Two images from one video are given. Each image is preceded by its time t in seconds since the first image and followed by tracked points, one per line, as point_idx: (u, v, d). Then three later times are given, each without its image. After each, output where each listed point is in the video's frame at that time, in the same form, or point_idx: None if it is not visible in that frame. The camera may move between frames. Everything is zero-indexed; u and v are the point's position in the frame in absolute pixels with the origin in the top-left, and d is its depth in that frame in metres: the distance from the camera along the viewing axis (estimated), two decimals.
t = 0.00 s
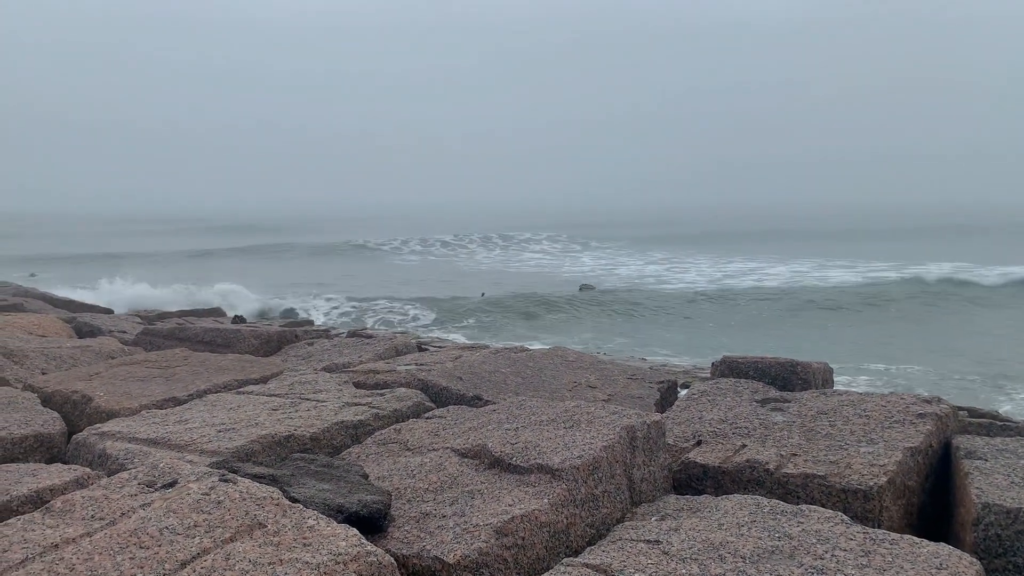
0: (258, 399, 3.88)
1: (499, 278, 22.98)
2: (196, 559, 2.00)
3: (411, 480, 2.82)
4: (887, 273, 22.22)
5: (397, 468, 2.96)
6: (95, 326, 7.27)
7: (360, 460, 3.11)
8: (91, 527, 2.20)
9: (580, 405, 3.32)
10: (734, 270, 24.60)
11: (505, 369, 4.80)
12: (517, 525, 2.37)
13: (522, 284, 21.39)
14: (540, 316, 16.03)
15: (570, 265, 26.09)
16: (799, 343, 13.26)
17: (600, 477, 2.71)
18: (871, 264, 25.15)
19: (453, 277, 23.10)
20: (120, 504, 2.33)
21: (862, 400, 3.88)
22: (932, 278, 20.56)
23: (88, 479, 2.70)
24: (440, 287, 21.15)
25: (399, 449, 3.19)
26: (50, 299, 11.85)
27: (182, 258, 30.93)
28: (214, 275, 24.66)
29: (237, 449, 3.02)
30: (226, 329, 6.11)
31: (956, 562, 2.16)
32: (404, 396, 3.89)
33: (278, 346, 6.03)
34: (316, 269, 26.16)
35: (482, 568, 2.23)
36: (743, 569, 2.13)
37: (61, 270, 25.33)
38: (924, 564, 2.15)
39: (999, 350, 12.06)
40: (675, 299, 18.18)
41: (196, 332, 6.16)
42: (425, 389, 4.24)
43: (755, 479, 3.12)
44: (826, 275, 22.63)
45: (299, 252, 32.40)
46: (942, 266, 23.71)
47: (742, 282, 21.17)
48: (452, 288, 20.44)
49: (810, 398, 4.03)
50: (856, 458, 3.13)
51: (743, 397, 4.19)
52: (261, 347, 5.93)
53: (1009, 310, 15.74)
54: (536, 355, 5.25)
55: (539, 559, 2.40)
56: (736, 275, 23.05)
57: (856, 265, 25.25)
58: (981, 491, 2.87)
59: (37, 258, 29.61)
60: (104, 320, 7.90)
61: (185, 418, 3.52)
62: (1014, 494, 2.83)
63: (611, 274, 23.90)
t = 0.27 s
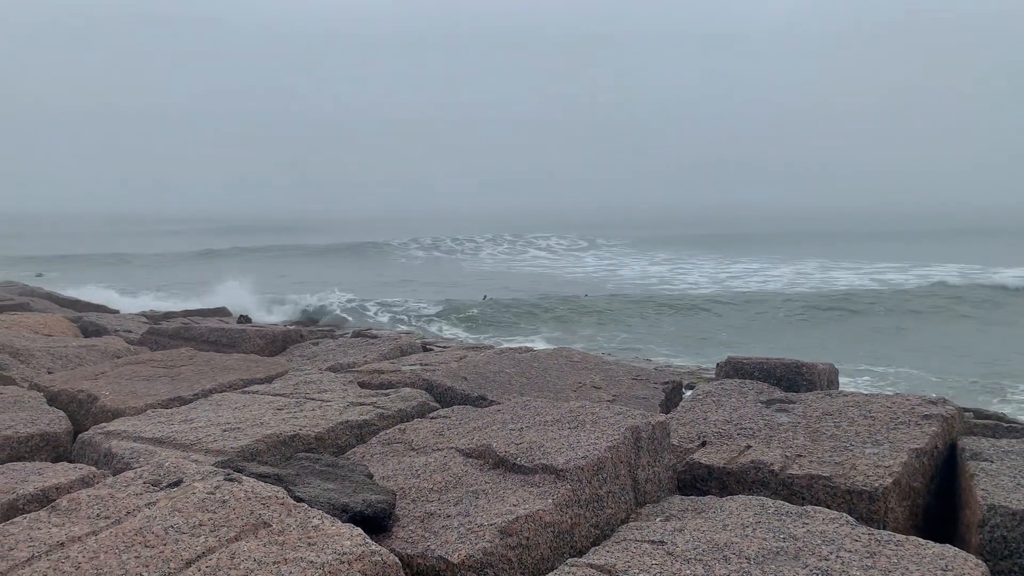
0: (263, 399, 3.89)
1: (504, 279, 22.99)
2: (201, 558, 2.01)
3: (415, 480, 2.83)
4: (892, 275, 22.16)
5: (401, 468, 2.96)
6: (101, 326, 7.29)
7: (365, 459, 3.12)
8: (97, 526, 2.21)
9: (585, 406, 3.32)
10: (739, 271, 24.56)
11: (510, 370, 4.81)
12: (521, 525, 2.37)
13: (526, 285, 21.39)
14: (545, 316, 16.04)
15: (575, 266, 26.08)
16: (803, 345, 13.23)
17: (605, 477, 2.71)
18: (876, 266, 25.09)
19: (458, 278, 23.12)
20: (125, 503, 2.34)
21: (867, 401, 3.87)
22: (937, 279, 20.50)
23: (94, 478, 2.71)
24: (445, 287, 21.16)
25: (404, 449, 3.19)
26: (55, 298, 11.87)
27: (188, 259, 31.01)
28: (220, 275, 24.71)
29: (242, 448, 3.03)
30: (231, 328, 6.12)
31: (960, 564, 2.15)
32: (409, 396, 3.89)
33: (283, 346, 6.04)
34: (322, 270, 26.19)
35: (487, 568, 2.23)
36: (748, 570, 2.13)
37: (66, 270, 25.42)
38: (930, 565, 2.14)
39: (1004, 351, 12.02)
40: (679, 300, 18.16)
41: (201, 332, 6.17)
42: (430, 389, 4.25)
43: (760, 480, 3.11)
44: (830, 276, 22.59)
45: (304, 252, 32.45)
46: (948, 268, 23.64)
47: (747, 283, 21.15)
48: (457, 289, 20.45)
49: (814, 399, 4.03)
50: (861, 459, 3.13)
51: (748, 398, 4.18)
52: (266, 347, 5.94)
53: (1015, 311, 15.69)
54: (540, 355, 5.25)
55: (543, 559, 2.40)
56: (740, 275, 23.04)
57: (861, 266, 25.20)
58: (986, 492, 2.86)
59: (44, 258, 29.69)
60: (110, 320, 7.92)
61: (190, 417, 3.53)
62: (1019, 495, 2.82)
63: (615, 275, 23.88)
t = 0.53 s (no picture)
0: (267, 397, 3.89)
1: (508, 279, 22.98)
2: (205, 556, 2.01)
3: (419, 479, 2.83)
4: (897, 276, 22.12)
5: (405, 467, 2.97)
6: (105, 325, 7.30)
7: (370, 458, 3.12)
8: (102, 524, 2.21)
9: (589, 405, 3.31)
10: (743, 271, 24.53)
11: (514, 369, 4.81)
12: (526, 524, 2.37)
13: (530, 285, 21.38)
14: (549, 316, 16.02)
15: (579, 266, 26.07)
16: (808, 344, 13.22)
17: (609, 477, 2.71)
18: (880, 266, 25.06)
19: (462, 278, 23.10)
20: (130, 501, 2.35)
21: (872, 401, 3.87)
22: (942, 280, 20.45)
23: (99, 476, 2.72)
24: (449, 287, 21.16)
25: (408, 448, 3.19)
26: (61, 298, 11.89)
27: (193, 258, 31.04)
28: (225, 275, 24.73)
29: (246, 447, 3.03)
30: (236, 328, 6.13)
31: (965, 564, 2.15)
32: (413, 395, 3.90)
33: (287, 345, 6.04)
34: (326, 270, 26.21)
35: (491, 567, 2.23)
36: (752, 569, 2.13)
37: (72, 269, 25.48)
38: (935, 565, 2.14)
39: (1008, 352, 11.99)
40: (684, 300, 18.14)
41: (206, 332, 6.18)
42: (433, 389, 4.25)
43: (764, 480, 3.11)
44: (834, 277, 22.55)
45: (308, 251, 32.50)
46: (953, 269, 23.59)
47: (752, 283, 21.12)
48: (462, 289, 20.46)
49: (819, 399, 4.02)
50: (866, 459, 3.12)
51: (752, 398, 4.18)
52: (270, 346, 5.95)
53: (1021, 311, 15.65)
54: (544, 355, 5.25)
55: (547, 558, 2.41)
56: (745, 276, 23.00)
57: (866, 266, 25.16)
58: (992, 493, 2.85)
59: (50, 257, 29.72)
60: (114, 319, 7.93)
61: (195, 416, 3.53)
62: None
63: (619, 275, 23.87)
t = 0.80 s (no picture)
0: (269, 394, 3.90)
1: (510, 277, 22.97)
2: (207, 552, 2.01)
3: (421, 476, 2.83)
4: (899, 275, 22.07)
5: (407, 464, 2.97)
6: (108, 322, 7.31)
7: (371, 455, 3.12)
8: (104, 520, 2.22)
9: (591, 403, 3.31)
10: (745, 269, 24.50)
11: (515, 367, 4.80)
12: (528, 521, 2.37)
13: (532, 283, 21.37)
14: (551, 314, 16.01)
15: (581, 264, 26.05)
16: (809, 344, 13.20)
17: (610, 474, 2.70)
18: (882, 265, 25.01)
19: (464, 276, 23.10)
20: (132, 497, 2.35)
21: (874, 399, 3.86)
22: (945, 280, 20.41)
23: (102, 473, 2.72)
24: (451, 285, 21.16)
25: (410, 445, 3.19)
26: (64, 294, 11.90)
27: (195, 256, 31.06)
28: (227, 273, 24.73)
29: (248, 443, 3.04)
30: (238, 325, 6.13)
31: (967, 562, 2.15)
32: (415, 392, 3.90)
33: (289, 343, 6.04)
34: (328, 267, 26.20)
35: (492, 563, 2.23)
36: (753, 566, 2.13)
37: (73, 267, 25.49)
38: (937, 563, 2.13)
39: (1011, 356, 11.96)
40: (686, 298, 18.12)
41: (208, 329, 6.19)
42: (435, 386, 4.25)
43: (766, 478, 3.11)
44: (836, 276, 22.51)
45: (309, 249, 32.50)
46: (955, 268, 23.53)
47: (754, 282, 21.10)
48: (464, 287, 20.45)
49: (821, 397, 4.02)
50: (868, 457, 3.12)
51: (754, 395, 4.17)
52: (272, 343, 5.95)
53: None
54: (546, 352, 5.24)
55: (549, 555, 2.40)
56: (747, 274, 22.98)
57: (867, 265, 25.12)
58: (994, 491, 2.85)
59: (52, 254, 29.74)
60: (116, 316, 7.93)
61: (197, 413, 3.54)
62: None
63: (622, 273, 23.86)
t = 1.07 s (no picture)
0: (270, 389, 3.90)
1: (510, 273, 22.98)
2: (206, 546, 2.01)
3: (421, 471, 2.83)
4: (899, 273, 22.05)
5: (407, 459, 2.97)
6: (109, 317, 7.31)
7: (371, 450, 3.13)
8: (104, 514, 2.22)
9: (591, 399, 3.31)
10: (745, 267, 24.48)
11: (516, 363, 4.81)
12: (527, 516, 2.38)
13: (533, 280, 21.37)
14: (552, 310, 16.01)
15: (582, 260, 26.04)
16: (809, 341, 13.19)
17: (610, 470, 2.71)
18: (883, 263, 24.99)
19: (464, 273, 23.10)
20: (132, 491, 2.35)
21: (874, 396, 3.86)
22: (945, 279, 20.37)
23: (102, 467, 2.72)
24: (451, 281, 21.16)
25: (410, 441, 3.19)
26: (64, 290, 11.91)
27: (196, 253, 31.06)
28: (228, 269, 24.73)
29: (248, 438, 3.04)
30: (238, 320, 6.13)
31: (966, 559, 2.15)
32: (415, 388, 3.90)
33: (289, 338, 6.04)
34: (329, 263, 26.20)
35: (491, 559, 2.23)
36: (752, 562, 2.13)
37: (74, 263, 25.50)
38: (936, 560, 2.14)
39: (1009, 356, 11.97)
40: (686, 295, 18.12)
41: (208, 324, 6.19)
42: (435, 382, 4.25)
43: (765, 474, 3.11)
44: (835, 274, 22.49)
45: (309, 246, 32.49)
46: (956, 267, 23.50)
47: (755, 280, 21.10)
48: (464, 284, 20.45)
49: (821, 394, 4.02)
50: (867, 453, 3.12)
51: (754, 392, 4.17)
52: (272, 339, 5.95)
53: None
54: (546, 349, 5.24)
55: (548, 550, 2.41)
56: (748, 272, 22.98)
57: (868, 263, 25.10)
58: (993, 488, 2.85)
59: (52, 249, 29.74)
60: (117, 311, 7.94)
61: (197, 407, 3.54)
62: None
63: (622, 270, 23.84)
